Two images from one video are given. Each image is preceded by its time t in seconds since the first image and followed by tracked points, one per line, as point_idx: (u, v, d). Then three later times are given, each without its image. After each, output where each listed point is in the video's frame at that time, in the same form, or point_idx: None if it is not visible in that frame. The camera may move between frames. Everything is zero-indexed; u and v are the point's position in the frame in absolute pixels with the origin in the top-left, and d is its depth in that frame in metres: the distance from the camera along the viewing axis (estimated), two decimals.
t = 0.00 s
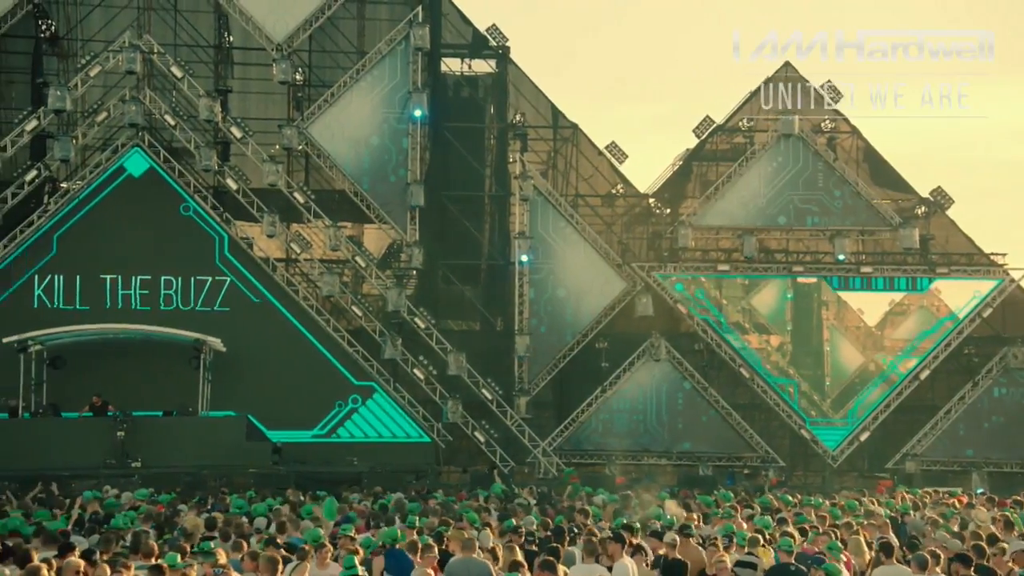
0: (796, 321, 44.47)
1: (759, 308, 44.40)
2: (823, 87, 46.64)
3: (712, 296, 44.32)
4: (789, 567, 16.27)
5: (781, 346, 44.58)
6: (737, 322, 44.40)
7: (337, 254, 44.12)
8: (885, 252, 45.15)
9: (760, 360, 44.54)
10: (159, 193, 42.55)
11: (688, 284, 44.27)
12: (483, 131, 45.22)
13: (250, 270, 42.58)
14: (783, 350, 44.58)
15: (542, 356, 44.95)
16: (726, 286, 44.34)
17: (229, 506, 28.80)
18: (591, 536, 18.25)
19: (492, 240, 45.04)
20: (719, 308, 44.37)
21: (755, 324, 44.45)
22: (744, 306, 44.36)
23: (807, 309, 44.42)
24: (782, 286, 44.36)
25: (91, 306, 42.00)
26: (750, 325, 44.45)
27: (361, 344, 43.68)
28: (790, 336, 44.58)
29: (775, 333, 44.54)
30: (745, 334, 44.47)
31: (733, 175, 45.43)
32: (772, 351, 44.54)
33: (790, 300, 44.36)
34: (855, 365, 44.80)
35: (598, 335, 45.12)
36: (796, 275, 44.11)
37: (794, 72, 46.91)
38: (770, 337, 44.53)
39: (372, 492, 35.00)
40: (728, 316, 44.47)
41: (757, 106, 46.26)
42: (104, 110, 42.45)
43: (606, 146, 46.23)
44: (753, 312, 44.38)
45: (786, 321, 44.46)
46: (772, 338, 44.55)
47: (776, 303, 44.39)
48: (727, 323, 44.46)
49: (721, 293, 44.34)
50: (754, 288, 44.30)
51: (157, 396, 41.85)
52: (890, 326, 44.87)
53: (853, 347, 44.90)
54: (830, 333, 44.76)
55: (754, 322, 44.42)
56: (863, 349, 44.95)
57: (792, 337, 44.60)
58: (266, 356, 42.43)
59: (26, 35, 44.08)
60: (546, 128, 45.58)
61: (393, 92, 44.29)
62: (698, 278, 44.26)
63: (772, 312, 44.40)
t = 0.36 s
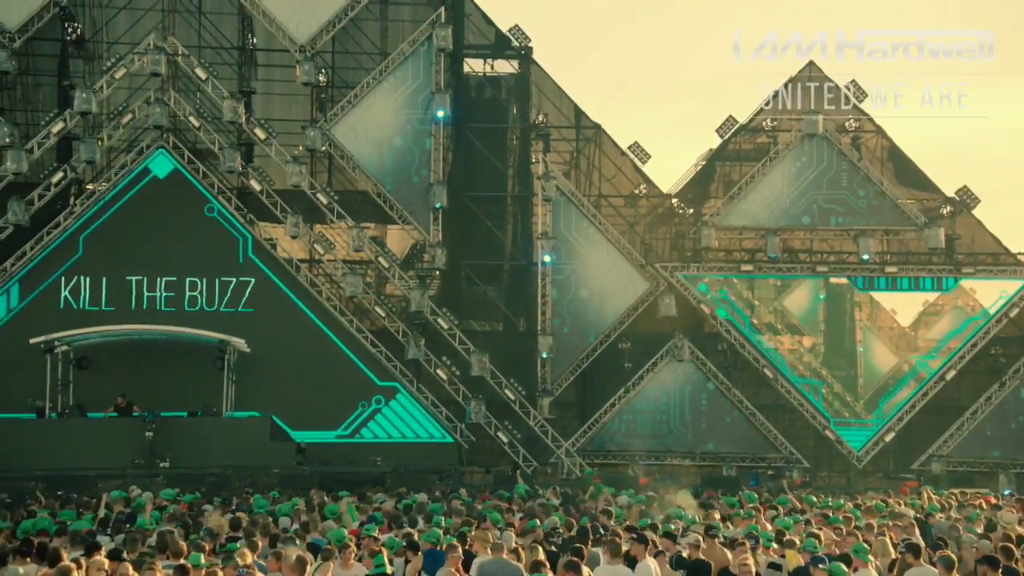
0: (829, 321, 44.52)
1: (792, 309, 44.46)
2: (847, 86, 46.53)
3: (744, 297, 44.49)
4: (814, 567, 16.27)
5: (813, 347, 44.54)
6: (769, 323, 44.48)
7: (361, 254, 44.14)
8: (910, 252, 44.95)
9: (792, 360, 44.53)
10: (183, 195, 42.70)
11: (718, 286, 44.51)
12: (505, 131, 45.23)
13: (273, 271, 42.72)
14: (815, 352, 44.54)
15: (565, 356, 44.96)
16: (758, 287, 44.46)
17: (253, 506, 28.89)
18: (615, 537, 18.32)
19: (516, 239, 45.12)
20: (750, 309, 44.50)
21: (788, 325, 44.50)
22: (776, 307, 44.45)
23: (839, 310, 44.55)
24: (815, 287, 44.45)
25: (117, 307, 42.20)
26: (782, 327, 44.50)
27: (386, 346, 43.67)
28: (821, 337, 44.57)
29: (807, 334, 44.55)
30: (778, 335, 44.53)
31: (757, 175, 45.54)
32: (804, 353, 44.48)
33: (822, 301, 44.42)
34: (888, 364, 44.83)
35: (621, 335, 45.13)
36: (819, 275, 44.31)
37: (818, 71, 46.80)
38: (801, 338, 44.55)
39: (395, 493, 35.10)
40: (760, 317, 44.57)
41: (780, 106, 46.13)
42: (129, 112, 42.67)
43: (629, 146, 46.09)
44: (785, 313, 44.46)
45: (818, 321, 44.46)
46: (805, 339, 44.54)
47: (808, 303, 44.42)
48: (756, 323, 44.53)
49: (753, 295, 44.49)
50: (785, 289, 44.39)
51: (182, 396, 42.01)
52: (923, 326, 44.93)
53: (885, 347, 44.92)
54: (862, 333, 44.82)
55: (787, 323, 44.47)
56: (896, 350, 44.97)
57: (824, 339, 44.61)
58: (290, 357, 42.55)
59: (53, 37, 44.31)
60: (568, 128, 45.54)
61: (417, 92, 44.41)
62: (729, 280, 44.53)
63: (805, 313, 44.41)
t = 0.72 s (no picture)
0: (859, 321, 44.71)
1: (822, 309, 44.70)
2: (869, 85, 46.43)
3: (774, 296, 44.62)
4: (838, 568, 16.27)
5: (844, 347, 44.70)
6: (799, 323, 44.61)
7: (382, 255, 44.18)
8: (934, 251, 44.85)
9: (823, 361, 44.60)
10: (205, 196, 42.84)
11: (748, 285, 44.62)
12: (526, 132, 45.19)
13: (294, 271, 42.82)
14: (846, 352, 44.70)
15: (586, 356, 45.04)
16: (788, 288, 44.64)
17: (276, 506, 29.00)
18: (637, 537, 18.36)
19: (536, 239, 45.00)
20: (780, 309, 44.62)
21: (818, 325, 44.70)
22: (806, 307, 44.66)
23: (870, 311, 44.69)
24: (845, 287, 44.63)
25: (139, 308, 42.33)
26: (812, 326, 44.65)
27: (406, 346, 43.74)
28: (852, 338, 44.73)
29: (838, 334, 44.72)
30: (808, 335, 44.62)
31: (778, 175, 45.56)
32: (835, 353, 44.61)
33: (853, 301, 44.61)
34: (921, 365, 44.97)
35: (642, 334, 45.21)
36: (840, 275, 44.23)
37: (839, 71, 46.65)
38: (832, 338, 44.69)
39: (416, 493, 35.19)
40: (789, 317, 44.72)
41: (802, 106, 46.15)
42: (152, 113, 42.83)
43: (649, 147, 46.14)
44: (815, 313, 44.69)
45: (848, 321, 44.70)
46: (836, 339, 44.69)
47: (839, 303, 44.67)
48: (785, 323, 44.61)
49: (783, 295, 44.65)
50: (816, 289, 44.62)
51: (204, 397, 42.15)
52: (955, 326, 45.10)
53: (917, 347, 45.10)
54: (894, 333, 45.04)
55: (817, 323, 44.69)
56: (928, 350, 45.13)
57: (855, 339, 44.75)
58: (311, 357, 42.67)
59: (76, 39, 44.32)
60: (589, 128, 45.61)
61: (437, 93, 44.49)
62: (760, 280, 44.61)
63: (835, 313, 44.68)
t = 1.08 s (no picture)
0: (887, 322, 44.47)
1: (849, 309, 44.61)
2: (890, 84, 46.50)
3: (801, 297, 44.42)
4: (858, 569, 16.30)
5: (872, 347, 44.54)
6: (827, 323, 44.50)
7: (401, 255, 44.08)
8: (955, 251, 44.89)
9: (851, 361, 44.48)
10: (226, 196, 42.97)
11: (774, 286, 44.40)
12: (545, 132, 45.37)
13: (314, 271, 42.94)
14: (874, 352, 44.56)
15: (605, 357, 44.86)
16: (816, 288, 44.49)
17: (297, 506, 29.10)
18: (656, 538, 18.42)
19: (555, 240, 45.22)
20: (808, 309, 44.44)
21: (846, 325, 44.60)
22: (834, 307, 44.56)
23: (898, 312, 44.43)
24: (873, 287, 44.41)
25: (160, 307, 42.48)
26: (840, 327, 44.57)
27: (425, 345, 43.81)
28: (880, 339, 44.57)
29: (866, 334, 44.56)
30: (836, 335, 44.52)
31: (797, 175, 45.35)
32: (863, 353, 44.48)
33: (880, 300, 44.38)
34: (950, 366, 44.80)
35: (661, 335, 45.08)
36: (860, 275, 44.11)
37: (859, 70, 46.51)
38: (860, 339, 44.54)
39: (436, 493, 35.25)
40: (817, 317, 44.58)
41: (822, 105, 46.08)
42: (173, 114, 43.05)
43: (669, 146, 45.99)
44: (843, 313, 44.60)
45: (877, 322, 44.51)
46: (864, 339, 44.53)
47: (866, 303, 44.50)
48: (813, 324, 44.48)
49: (810, 296, 44.48)
50: (843, 289, 44.55)
51: (224, 396, 42.27)
52: (984, 326, 44.92)
53: (946, 348, 44.89)
54: (923, 333, 44.78)
55: (845, 323, 44.59)
56: (957, 350, 44.93)
57: (883, 340, 44.58)
58: (331, 357, 42.76)
59: (98, 41, 44.57)
60: (609, 127, 45.55)
61: (456, 93, 44.51)
62: (786, 281, 44.42)
63: (863, 313, 44.53)
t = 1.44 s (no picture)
0: (915, 321, 44.46)
1: (877, 310, 44.62)
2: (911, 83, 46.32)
3: (828, 297, 44.49)
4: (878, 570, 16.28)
5: (900, 347, 44.42)
6: (854, 324, 44.53)
7: (420, 256, 44.30)
8: (977, 251, 44.82)
9: (879, 361, 44.37)
10: (246, 197, 43.07)
11: (802, 286, 44.51)
12: (564, 132, 45.39)
13: (333, 272, 43.01)
14: (902, 352, 44.41)
15: (624, 356, 44.93)
16: (843, 288, 44.52)
17: (317, 506, 29.15)
18: (675, 538, 18.42)
19: (574, 239, 45.33)
20: (834, 309, 44.50)
21: (873, 325, 44.58)
22: (862, 307, 44.60)
23: (926, 312, 44.43)
24: (900, 287, 44.47)
25: (181, 308, 42.58)
26: (867, 327, 44.56)
27: (445, 346, 43.81)
28: (908, 339, 44.48)
29: (893, 334, 44.51)
30: (863, 335, 44.50)
31: (818, 174, 45.34)
32: (890, 354, 44.36)
33: (908, 300, 44.41)
34: (978, 365, 44.82)
35: (681, 335, 45.18)
36: (881, 274, 44.21)
37: (880, 70, 46.35)
38: (888, 339, 44.47)
39: (456, 493, 35.27)
40: (844, 318, 44.64)
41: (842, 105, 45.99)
42: (193, 115, 43.15)
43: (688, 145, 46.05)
44: (870, 314, 44.60)
45: (904, 322, 44.49)
46: (891, 339, 44.46)
47: (894, 304, 44.52)
48: (840, 324, 44.52)
49: (837, 295, 44.54)
50: (871, 289, 44.56)
51: (243, 397, 42.33)
52: (1012, 326, 45.00)
53: (974, 348, 44.89)
54: (951, 334, 44.72)
55: (872, 323, 44.58)
56: (985, 349, 44.96)
57: (911, 340, 44.50)
58: (350, 357, 42.80)
59: (119, 43, 44.89)
60: (627, 128, 45.50)
61: (475, 93, 44.51)
62: (814, 281, 44.54)
63: (890, 313, 44.52)
